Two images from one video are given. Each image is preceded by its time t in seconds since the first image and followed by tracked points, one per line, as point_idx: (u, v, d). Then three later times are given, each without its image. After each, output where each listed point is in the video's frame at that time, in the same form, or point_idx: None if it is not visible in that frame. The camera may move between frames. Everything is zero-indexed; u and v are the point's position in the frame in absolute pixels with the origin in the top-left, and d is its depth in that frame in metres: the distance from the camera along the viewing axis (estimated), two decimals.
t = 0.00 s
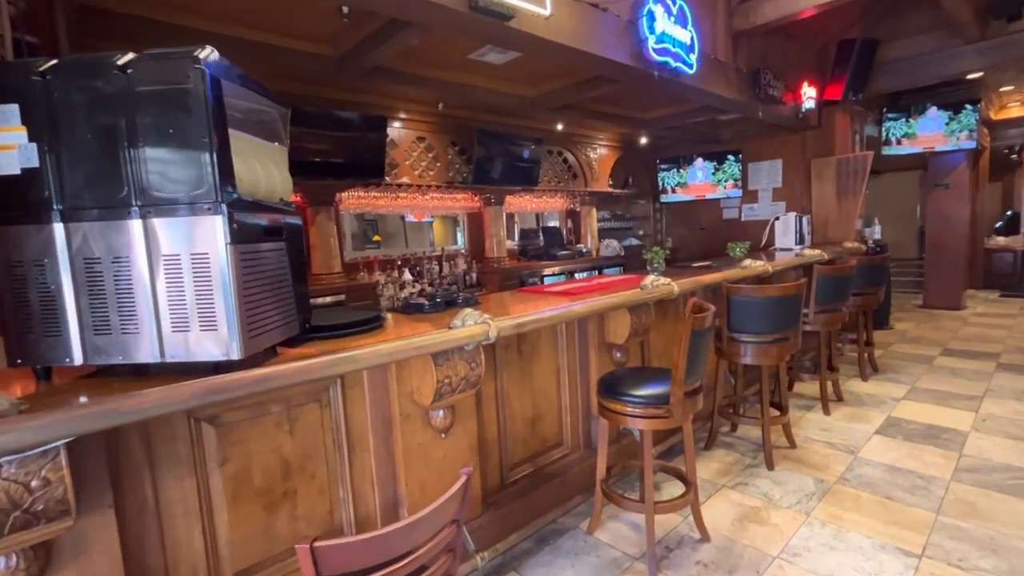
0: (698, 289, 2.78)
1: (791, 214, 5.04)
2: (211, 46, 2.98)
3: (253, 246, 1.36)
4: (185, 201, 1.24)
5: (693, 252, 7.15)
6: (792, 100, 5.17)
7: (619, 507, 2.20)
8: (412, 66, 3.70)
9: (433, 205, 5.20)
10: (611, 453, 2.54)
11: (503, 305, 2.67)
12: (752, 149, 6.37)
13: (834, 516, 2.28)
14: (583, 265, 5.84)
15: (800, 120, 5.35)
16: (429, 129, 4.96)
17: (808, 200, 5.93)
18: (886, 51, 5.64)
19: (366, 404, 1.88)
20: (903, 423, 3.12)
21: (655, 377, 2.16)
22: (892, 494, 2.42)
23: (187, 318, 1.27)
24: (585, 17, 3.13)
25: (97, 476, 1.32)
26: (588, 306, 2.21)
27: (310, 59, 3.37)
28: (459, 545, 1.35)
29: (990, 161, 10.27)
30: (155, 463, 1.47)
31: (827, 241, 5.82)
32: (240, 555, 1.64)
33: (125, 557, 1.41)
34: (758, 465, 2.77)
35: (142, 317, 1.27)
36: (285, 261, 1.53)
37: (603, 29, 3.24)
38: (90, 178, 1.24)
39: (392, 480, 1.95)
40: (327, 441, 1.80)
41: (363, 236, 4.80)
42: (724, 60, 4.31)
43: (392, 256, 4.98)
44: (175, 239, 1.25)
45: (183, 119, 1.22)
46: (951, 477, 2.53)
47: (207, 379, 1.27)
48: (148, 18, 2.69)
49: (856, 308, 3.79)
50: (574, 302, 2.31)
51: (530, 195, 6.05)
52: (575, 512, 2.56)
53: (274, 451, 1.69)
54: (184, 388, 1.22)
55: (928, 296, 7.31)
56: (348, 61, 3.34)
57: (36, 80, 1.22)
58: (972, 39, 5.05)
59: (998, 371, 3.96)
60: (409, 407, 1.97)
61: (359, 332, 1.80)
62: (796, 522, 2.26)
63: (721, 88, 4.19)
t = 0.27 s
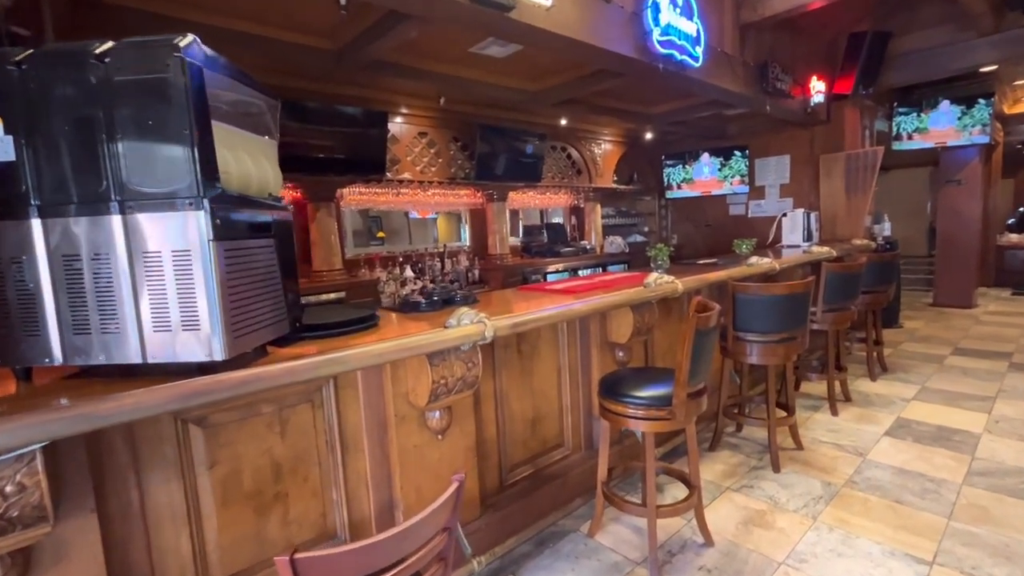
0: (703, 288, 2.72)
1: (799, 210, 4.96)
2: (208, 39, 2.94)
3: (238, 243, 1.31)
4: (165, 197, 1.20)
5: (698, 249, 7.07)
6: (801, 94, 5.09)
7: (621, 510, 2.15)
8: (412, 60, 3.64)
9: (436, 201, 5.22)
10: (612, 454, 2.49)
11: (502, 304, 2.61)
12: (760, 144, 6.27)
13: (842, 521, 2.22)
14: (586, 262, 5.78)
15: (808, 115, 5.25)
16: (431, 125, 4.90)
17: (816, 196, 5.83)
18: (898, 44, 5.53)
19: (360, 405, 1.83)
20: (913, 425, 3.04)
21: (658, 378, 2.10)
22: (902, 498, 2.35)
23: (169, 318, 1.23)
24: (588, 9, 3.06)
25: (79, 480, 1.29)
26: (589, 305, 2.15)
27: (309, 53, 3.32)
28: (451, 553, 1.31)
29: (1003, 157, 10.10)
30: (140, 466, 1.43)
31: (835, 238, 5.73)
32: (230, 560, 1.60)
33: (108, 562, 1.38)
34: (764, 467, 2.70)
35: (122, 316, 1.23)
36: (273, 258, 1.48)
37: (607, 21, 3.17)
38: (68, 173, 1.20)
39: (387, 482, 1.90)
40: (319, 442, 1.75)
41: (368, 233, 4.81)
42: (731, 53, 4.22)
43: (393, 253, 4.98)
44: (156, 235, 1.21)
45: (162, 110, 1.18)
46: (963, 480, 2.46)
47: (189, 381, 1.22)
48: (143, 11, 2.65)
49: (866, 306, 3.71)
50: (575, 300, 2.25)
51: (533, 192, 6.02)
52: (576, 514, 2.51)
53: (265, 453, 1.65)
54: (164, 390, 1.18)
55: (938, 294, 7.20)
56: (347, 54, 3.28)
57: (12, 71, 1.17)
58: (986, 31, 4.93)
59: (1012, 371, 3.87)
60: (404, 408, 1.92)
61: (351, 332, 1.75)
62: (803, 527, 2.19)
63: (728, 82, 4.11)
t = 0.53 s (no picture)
0: (709, 289, 2.65)
1: (809, 209, 4.86)
2: (207, 35, 2.91)
3: (224, 244, 1.27)
4: (148, 196, 1.16)
5: (706, 248, 6.98)
6: (812, 90, 4.99)
7: (623, 517, 2.09)
8: (415, 56, 3.59)
9: (442, 199, 5.20)
10: (615, 459, 2.44)
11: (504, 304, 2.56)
12: (769, 141, 6.17)
13: (852, 530, 2.15)
14: (592, 262, 5.72)
15: (819, 111, 5.15)
16: (435, 122, 4.85)
17: (826, 195, 5.73)
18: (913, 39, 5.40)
19: (354, 408, 1.79)
20: (927, 430, 2.96)
21: (663, 382, 2.04)
22: (915, 507, 2.28)
23: (152, 320, 1.19)
24: (593, 3, 2.99)
25: (62, 486, 1.26)
26: (591, 306, 2.09)
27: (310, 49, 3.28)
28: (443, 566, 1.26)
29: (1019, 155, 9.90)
30: (126, 472, 1.40)
31: (846, 237, 5.62)
32: (220, 567, 1.56)
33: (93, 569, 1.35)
34: (772, 473, 2.63)
35: (104, 318, 1.19)
36: (263, 259, 1.44)
37: (612, 16, 3.10)
38: (49, 170, 1.16)
39: (383, 487, 1.86)
40: (312, 447, 1.72)
41: (374, 231, 4.81)
42: (741, 48, 4.13)
43: (398, 251, 4.96)
44: (139, 235, 1.17)
45: (144, 106, 1.14)
46: (979, 489, 2.38)
47: (173, 386, 1.19)
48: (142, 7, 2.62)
49: (877, 308, 3.62)
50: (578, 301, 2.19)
51: (538, 189, 5.96)
52: (578, 520, 2.46)
53: (256, 458, 1.61)
54: (144, 395, 1.13)
55: (952, 295, 7.06)
56: (349, 50, 3.24)
57: None
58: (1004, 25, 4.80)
59: None
60: (400, 411, 1.87)
61: (344, 334, 1.71)
62: (812, 536, 2.13)
63: (737, 78, 4.02)
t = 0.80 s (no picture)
0: (714, 290, 2.60)
1: (818, 208, 4.78)
2: (206, 31, 2.88)
3: (208, 244, 1.23)
4: (128, 194, 1.12)
5: (713, 247, 6.90)
6: (823, 87, 4.89)
7: (623, 524, 2.04)
8: (417, 52, 3.55)
9: (444, 198, 5.14)
10: (615, 463, 2.39)
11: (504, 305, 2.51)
12: (778, 139, 6.07)
13: (859, 539, 2.08)
14: (597, 261, 5.66)
15: (830, 109, 5.05)
16: (438, 120, 4.81)
17: (836, 193, 5.63)
18: (926, 34, 5.28)
19: (348, 411, 1.75)
20: (938, 436, 2.88)
21: (664, 386, 1.99)
22: (925, 516, 2.21)
23: (133, 322, 1.15)
24: None
25: (42, 491, 1.22)
26: (592, 308, 2.04)
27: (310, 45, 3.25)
28: None
29: None
30: (111, 476, 1.37)
31: (856, 237, 5.52)
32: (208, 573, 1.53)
33: None
34: (777, 478, 2.57)
35: (84, 320, 1.16)
36: (250, 259, 1.41)
37: (617, 10, 3.04)
38: (27, 168, 1.12)
39: (377, 491, 1.82)
40: (304, 451, 1.68)
41: (380, 229, 4.78)
42: (749, 43, 4.05)
43: (402, 249, 4.93)
44: (119, 235, 1.14)
45: (124, 101, 1.10)
46: (992, 498, 2.31)
47: (153, 390, 1.15)
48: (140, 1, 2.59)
49: (888, 309, 3.54)
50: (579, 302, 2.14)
51: (542, 188, 5.89)
52: (577, 526, 2.41)
53: (246, 462, 1.58)
54: (123, 400, 1.10)
55: (965, 296, 6.93)
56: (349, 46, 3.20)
57: None
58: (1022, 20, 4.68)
59: None
60: (395, 415, 1.83)
61: (336, 336, 1.67)
62: (818, 545, 2.07)
63: (745, 74, 3.94)
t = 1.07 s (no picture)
0: (723, 291, 2.54)
1: (830, 208, 4.69)
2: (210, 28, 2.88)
3: (200, 243, 1.20)
4: (118, 190, 1.09)
5: (722, 248, 6.82)
6: (836, 85, 4.81)
7: (627, 531, 1.99)
8: (422, 49, 3.51)
9: (449, 196, 5.10)
10: (620, 468, 2.34)
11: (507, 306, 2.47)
12: (789, 138, 5.99)
13: (872, 549, 2.02)
14: (604, 261, 5.61)
15: (842, 107, 4.96)
16: (445, 118, 4.78)
17: (848, 193, 5.54)
18: (943, 31, 5.17)
19: (347, 413, 1.72)
20: (954, 442, 2.81)
21: (671, 390, 1.94)
22: (941, 526, 2.14)
23: (123, 322, 1.12)
24: None
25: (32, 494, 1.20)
26: (597, 310, 1.98)
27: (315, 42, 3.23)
28: None
29: None
30: (104, 479, 1.34)
31: (869, 238, 5.42)
32: None
33: None
34: (787, 484, 2.51)
35: (73, 320, 1.13)
36: (246, 257, 1.38)
37: (625, 6, 2.98)
38: (16, 165, 1.10)
39: (377, 494, 1.79)
40: (302, 454, 1.65)
41: (387, 228, 4.76)
42: (761, 40, 3.97)
43: (408, 248, 4.90)
44: (109, 232, 1.11)
45: (113, 96, 1.07)
46: (1010, 507, 2.23)
47: (143, 392, 1.12)
48: None
49: (902, 312, 3.46)
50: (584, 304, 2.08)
51: (550, 187, 5.84)
52: (581, 531, 2.37)
53: (242, 464, 1.55)
54: (111, 402, 1.07)
55: (980, 298, 6.80)
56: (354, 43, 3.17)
57: None
58: None
59: None
60: (395, 417, 1.80)
61: (333, 337, 1.63)
62: (828, 554, 2.01)
63: (756, 72, 3.87)
